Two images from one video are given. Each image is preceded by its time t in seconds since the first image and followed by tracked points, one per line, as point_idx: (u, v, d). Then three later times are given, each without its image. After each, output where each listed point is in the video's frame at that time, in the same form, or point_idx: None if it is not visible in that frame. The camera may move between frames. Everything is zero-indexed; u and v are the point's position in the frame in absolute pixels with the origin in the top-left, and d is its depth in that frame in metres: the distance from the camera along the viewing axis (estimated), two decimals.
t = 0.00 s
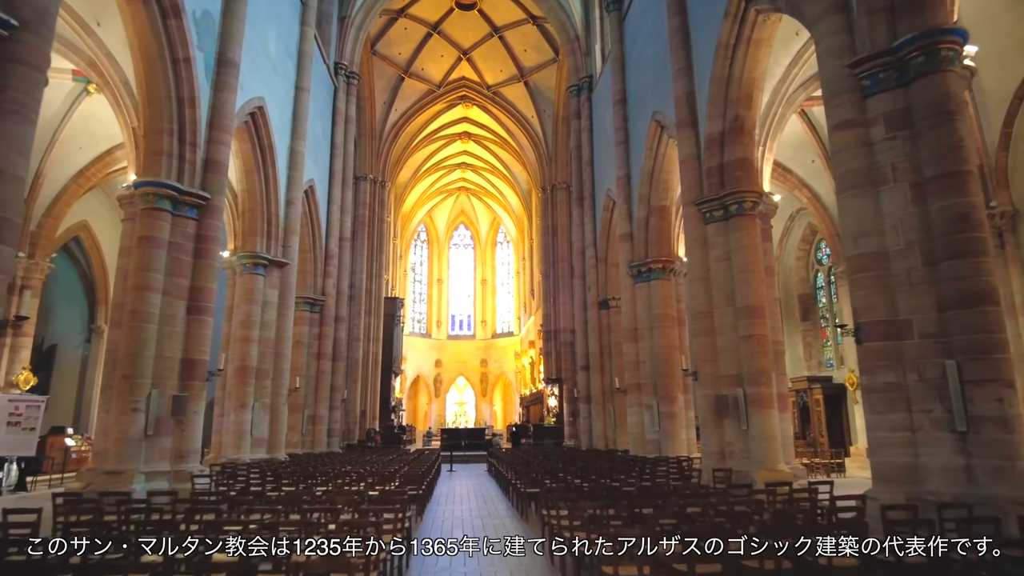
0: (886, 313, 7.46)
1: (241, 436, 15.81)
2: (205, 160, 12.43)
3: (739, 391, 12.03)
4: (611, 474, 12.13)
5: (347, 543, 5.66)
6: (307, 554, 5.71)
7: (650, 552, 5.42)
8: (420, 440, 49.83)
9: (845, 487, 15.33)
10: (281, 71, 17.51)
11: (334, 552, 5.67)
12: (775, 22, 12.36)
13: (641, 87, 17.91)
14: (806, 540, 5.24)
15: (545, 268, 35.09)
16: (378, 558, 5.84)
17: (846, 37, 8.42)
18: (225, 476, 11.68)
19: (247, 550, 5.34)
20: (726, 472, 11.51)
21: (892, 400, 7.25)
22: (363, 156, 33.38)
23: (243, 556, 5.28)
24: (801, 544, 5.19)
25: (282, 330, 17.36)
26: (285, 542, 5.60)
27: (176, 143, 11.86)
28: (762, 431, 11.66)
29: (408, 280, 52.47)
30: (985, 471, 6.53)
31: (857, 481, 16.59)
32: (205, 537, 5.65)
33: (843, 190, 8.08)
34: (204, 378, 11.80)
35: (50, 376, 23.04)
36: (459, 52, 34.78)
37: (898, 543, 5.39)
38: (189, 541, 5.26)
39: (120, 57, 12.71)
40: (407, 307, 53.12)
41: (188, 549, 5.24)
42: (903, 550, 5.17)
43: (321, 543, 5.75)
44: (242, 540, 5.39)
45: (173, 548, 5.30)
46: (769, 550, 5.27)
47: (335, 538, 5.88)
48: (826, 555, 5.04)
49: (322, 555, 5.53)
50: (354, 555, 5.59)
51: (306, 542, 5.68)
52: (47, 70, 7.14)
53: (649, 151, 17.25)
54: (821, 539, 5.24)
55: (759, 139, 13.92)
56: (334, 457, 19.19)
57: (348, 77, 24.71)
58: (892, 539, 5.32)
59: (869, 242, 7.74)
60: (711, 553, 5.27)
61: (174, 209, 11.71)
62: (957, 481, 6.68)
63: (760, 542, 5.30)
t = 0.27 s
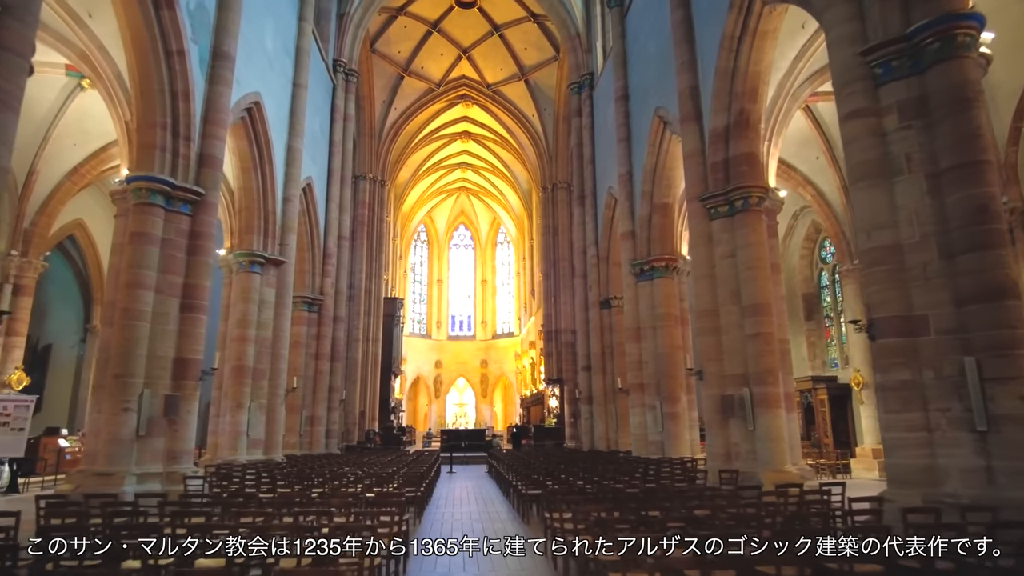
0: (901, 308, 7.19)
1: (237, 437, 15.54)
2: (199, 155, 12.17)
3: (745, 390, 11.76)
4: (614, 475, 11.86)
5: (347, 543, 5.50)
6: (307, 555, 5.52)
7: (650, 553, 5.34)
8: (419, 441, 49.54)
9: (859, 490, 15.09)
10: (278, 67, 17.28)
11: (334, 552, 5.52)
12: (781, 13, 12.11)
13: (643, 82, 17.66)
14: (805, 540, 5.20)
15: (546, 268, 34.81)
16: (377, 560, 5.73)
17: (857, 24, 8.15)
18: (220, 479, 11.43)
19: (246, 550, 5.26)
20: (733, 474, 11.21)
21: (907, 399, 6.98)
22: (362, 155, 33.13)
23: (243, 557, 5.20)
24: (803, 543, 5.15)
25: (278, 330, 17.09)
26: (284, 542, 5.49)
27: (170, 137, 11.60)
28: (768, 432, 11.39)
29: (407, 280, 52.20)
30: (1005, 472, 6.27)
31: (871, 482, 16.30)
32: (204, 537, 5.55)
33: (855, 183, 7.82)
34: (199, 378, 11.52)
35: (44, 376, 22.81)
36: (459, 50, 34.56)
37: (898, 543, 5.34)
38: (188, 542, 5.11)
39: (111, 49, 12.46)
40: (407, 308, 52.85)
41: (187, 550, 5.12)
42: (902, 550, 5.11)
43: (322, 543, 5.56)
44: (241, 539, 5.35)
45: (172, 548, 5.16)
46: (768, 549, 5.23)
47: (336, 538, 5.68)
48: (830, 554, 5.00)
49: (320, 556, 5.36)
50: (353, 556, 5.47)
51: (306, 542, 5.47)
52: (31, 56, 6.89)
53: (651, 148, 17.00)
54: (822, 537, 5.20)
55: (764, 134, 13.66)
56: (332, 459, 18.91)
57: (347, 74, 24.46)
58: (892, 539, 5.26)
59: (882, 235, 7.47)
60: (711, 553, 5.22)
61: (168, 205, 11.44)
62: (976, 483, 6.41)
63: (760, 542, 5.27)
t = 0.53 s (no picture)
0: (918, 303, 6.91)
1: (232, 437, 15.25)
2: (192, 148, 11.88)
3: (751, 389, 11.48)
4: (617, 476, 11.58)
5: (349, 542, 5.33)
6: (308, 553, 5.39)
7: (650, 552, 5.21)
8: (419, 442, 49.25)
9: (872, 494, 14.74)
10: (275, 60, 17.01)
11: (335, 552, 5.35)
12: (789, 3, 11.84)
13: (646, 77, 17.38)
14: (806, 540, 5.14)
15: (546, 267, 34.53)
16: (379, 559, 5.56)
17: (871, 10, 7.87)
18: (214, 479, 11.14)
19: (246, 550, 5.14)
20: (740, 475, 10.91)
21: (926, 397, 6.68)
22: (361, 153, 32.87)
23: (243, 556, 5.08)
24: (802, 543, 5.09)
25: (275, 328, 16.80)
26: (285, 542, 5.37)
27: (162, 129, 11.30)
28: (776, 432, 11.11)
29: (407, 280, 51.91)
30: None
31: (884, 484, 15.90)
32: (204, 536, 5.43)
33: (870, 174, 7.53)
34: (191, 376, 11.22)
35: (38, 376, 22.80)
36: (459, 47, 34.31)
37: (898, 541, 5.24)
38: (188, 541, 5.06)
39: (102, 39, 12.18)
40: (406, 307, 52.57)
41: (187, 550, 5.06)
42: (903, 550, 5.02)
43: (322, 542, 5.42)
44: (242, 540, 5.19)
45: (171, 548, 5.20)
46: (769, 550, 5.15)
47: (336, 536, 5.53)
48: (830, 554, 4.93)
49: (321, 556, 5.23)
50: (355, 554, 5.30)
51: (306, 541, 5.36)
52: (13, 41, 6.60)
53: (654, 144, 16.72)
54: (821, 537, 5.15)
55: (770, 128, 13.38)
56: (330, 459, 18.63)
57: (345, 70, 24.20)
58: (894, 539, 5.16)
59: (898, 227, 7.18)
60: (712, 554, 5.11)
61: (160, 198, 11.15)
62: (999, 484, 6.13)
63: (760, 542, 5.19)
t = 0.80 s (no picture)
0: (936, 292, 6.61)
1: (226, 432, 14.96)
2: (183, 135, 11.53)
3: (757, 383, 11.20)
4: (617, 472, 11.27)
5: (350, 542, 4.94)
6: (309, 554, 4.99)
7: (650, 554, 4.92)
8: (417, 437, 48.99)
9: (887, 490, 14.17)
10: (270, 48, 16.68)
11: (336, 552, 4.94)
12: None
13: (648, 65, 17.03)
14: (805, 540, 4.84)
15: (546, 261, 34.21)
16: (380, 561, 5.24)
17: None
18: (206, 475, 10.85)
19: (247, 550, 4.77)
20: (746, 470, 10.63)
21: (945, 389, 6.39)
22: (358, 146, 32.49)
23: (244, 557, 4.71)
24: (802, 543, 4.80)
25: (269, 321, 16.49)
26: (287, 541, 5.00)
27: (152, 115, 10.96)
28: (782, 427, 10.83)
29: (405, 275, 51.56)
30: None
31: (899, 481, 15.42)
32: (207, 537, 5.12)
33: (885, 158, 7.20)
34: (182, 370, 10.91)
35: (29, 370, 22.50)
36: (457, 39, 33.95)
37: (899, 542, 4.93)
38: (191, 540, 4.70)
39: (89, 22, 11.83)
40: (404, 302, 52.26)
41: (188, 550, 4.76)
42: (905, 550, 4.70)
43: (323, 542, 5.01)
44: (239, 539, 4.84)
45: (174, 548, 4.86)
46: (770, 549, 4.97)
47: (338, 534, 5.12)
48: (831, 556, 4.67)
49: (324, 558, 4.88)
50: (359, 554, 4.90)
51: (307, 541, 4.95)
52: None
53: (656, 134, 16.39)
54: (820, 537, 4.92)
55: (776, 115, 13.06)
56: (326, 455, 18.34)
57: (342, 60, 23.84)
58: (894, 539, 4.87)
59: (915, 214, 6.86)
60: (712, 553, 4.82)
61: (149, 186, 10.81)
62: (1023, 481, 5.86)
63: (760, 541, 4.99)
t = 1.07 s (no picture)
0: (954, 280, 6.32)
1: (220, 426, 14.69)
2: (171, 121, 11.18)
3: (762, 375, 10.92)
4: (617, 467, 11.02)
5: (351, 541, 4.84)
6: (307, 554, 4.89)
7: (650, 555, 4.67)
8: (415, 430, 48.79)
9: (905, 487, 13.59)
10: (263, 34, 16.32)
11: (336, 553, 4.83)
12: None
13: (650, 52, 16.67)
14: (804, 540, 4.62)
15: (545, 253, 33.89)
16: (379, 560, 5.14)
17: None
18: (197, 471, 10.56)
19: (247, 551, 4.65)
20: (751, 465, 10.35)
21: (964, 381, 6.10)
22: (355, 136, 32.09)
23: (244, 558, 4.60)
24: (801, 544, 4.56)
25: (263, 313, 16.18)
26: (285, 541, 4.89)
27: (138, 100, 10.60)
28: (787, 421, 10.57)
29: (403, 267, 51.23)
30: None
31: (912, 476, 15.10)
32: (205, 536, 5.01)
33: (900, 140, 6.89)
34: (171, 362, 10.61)
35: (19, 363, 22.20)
36: (456, 28, 33.60)
37: (897, 542, 4.75)
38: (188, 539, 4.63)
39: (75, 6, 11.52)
40: (403, 295, 51.94)
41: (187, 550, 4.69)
42: (904, 550, 4.56)
43: (323, 542, 4.90)
44: (239, 539, 4.74)
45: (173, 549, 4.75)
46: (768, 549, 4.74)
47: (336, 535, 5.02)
48: (831, 557, 4.44)
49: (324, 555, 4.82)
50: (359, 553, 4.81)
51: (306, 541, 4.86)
52: None
53: (657, 122, 16.07)
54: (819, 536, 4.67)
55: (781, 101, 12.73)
56: (322, 449, 18.07)
57: (338, 48, 23.47)
58: (892, 539, 4.71)
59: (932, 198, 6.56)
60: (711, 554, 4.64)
61: (136, 174, 10.46)
62: None
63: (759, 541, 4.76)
